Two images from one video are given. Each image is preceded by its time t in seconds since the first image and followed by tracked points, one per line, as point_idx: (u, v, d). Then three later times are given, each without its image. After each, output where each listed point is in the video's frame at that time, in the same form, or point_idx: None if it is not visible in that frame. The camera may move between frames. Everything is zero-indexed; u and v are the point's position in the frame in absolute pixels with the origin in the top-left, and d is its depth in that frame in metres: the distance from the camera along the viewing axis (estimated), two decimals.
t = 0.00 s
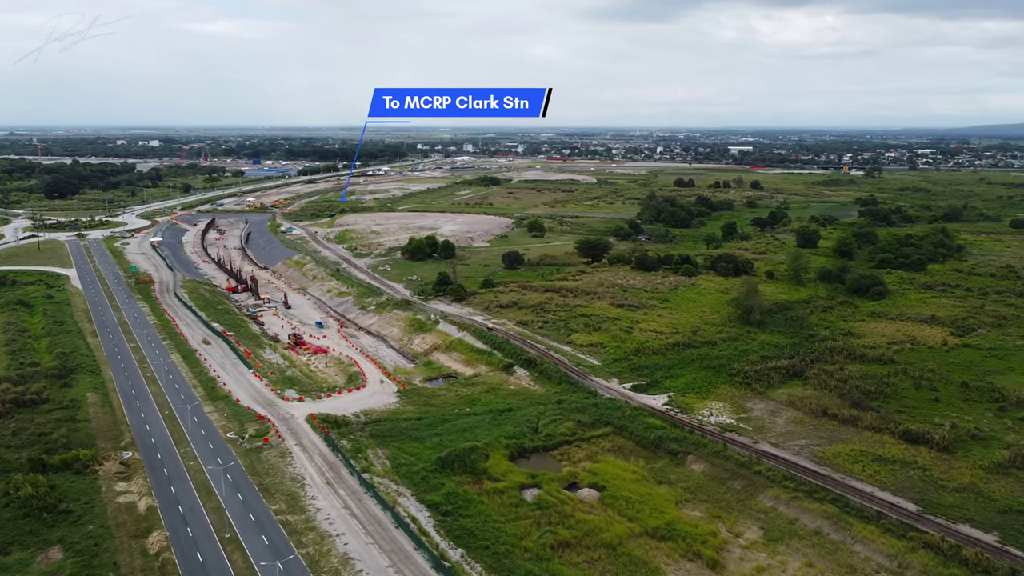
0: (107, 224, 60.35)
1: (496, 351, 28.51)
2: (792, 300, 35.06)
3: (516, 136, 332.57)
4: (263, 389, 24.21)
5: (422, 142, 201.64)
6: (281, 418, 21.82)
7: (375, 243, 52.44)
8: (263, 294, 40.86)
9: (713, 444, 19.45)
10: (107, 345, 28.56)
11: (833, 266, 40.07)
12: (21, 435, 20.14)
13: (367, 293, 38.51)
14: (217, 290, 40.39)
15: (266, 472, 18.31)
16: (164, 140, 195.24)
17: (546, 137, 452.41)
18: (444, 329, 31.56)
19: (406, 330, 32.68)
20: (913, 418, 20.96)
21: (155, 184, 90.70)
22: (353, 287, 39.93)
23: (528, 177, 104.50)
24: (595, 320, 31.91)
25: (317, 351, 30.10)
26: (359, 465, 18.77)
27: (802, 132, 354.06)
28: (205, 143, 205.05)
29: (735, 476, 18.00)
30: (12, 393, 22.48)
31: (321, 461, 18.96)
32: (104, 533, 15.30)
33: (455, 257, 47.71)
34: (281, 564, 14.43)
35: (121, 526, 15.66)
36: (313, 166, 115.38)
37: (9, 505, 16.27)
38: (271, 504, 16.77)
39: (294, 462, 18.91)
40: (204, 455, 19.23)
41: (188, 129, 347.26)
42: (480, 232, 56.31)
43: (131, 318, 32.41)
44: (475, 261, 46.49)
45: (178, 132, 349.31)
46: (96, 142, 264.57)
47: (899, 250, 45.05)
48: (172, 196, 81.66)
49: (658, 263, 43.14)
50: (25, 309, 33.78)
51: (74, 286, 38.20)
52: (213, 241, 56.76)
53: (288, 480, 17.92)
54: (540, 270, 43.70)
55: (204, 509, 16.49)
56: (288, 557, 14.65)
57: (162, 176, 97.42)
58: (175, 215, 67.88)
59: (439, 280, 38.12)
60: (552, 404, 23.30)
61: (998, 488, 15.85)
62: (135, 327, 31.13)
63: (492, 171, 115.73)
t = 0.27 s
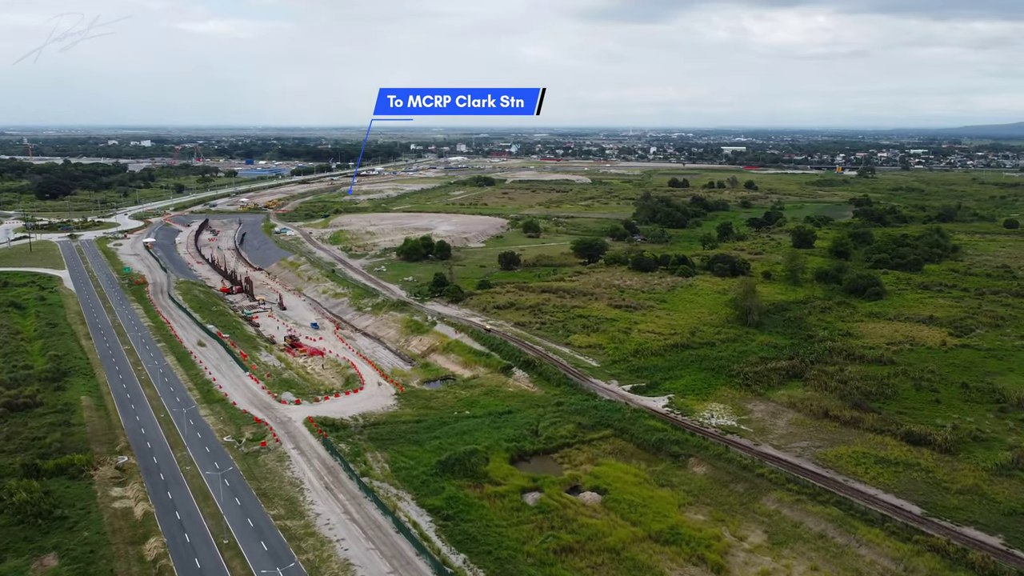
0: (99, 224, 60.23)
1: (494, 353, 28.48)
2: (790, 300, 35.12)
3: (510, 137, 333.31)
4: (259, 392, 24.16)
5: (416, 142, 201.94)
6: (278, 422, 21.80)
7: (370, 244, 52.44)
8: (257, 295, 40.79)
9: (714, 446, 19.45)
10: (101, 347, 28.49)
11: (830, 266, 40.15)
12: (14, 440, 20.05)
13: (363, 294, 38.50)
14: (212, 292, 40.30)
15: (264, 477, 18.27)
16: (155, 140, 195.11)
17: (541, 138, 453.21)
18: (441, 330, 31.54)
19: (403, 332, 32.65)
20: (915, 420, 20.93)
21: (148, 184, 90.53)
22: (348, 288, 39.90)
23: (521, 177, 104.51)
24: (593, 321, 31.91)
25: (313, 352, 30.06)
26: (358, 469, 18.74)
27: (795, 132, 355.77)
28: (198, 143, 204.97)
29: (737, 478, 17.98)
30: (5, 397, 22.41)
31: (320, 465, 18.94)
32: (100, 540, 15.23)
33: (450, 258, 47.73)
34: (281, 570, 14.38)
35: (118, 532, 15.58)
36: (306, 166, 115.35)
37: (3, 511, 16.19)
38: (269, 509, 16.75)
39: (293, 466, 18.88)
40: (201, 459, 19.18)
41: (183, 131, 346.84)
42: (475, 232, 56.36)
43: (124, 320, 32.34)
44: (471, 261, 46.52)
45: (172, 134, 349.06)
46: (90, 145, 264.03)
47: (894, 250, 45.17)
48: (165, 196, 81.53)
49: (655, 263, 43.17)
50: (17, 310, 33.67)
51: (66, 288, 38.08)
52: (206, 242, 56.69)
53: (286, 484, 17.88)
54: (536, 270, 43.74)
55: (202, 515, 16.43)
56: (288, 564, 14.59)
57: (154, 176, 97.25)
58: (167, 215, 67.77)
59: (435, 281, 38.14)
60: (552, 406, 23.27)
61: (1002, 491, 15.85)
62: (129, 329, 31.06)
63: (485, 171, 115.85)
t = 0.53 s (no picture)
0: (88, 225, 59.93)
1: (489, 355, 28.47)
2: (784, 301, 35.24)
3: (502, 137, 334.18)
4: (253, 396, 24.07)
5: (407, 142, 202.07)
6: (272, 425, 21.71)
7: (362, 245, 52.41)
8: (249, 296, 40.67)
9: (713, 448, 19.49)
10: (91, 350, 28.35)
11: (823, 266, 40.31)
12: (4, 445, 19.88)
13: (356, 295, 38.45)
14: (203, 293, 40.10)
15: (258, 482, 18.19)
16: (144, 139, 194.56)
17: (534, 140, 454.01)
18: (436, 332, 31.50)
19: (397, 333, 32.62)
20: (913, 421, 20.96)
21: (137, 184, 90.13)
22: (341, 290, 39.84)
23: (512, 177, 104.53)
24: (588, 322, 31.92)
25: (307, 355, 29.98)
26: (355, 473, 18.69)
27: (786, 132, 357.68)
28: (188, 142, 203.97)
29: (737, 481, 18.00)
30: None
31: (315, 469, 18.88)
32: (93, 547, 15.10)
33: (443, 258, 47.74)
34: None
35: (111, 539, 15.45)
36: (297, 167, 115.16)
37: None
38: (265, 514, 16.68)
39: (288, 471, 18.80)
40: (194, 464, 19.08)
41: (154, 120, 345.15)
42: (467, 232, 56.40)
43: (115, 322, 32.21)
44: (464, 262, 46.52)
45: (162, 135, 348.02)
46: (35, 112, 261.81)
47: (887, 250, 45.37)
48: (155, 197, 81.19)
49: (649, 264, 43.24)
50: (5, 313, 33.44)
51: (55, 290, 37.87)
52: (196, 243, 56.51)
53: (282, 489, 17.80)
54: (529, 271, 43.77)
55: (196, 521, 16.31)
56: (284, 570, 14.50)
57: (143, 176, 96.87)
58: (157, 216, 67.51)
59: (429, 282, 38.15)
60: (548, 408, 23.25)
61: (1002, 492, 15.90)
62: (119, 331, 30.93)
63: (477, 171, 115.86)
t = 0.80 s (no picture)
0: (66, 227, 59.07)
1: (476, 357, 28.37)
2: (770, 301, 35.46)
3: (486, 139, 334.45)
4: (237, 400, 23.78)
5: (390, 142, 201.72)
6: (258, 430, 21.46)
7: (346, 246, 52.12)
8: (232, 298, 40.24)
9: (703, 450, 19.52)
10: (70, 354, 27.89)
11: (808, 266, 40.62)
12: None
13: (340, 297, 38.20)
14: (185, 296, 39.60)
15: (245, 488, 17.95)
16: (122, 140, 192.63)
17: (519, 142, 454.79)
18: (422, 334, 31.36)
19: (382, 335, 32.42)
20: (901, 420, 21.10)
21: (116, 185, 89.00)
22: (325, 292, 39.55)
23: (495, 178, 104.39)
24: (575, 323, 31.90)
25: (292, 358, 29.69)
26: (343, 479, 18.51)
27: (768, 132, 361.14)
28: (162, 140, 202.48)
29: (728, 483, 18.02)
30: None
31: (302, 475, 18.67)
32: (75, 558, 14.80)
33: (427, 260, 47.60)
34: None
35: (94, 549, 15.15)
36: (279, 168, 114.39)
37: None
38: (252, 521, 16.45)
39: (275, 477, 18.58)
40: (179, 471, 18.79)
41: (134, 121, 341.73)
42: (451, 233, 56.29)
43: (95, 326, 31.71)
44: (449, 263, 46.40)
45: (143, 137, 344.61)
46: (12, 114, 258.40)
47: (870, 249, 45.81)
48: (134, 198, 80.20)
49: (634, 264, 43.36)
50: None
51: (33, 293, 37.24)
52: (177, 245, 55.86)
53: (269, 496, 17.58)
54: (515, 271, 43.74)
55: (181, 529, 16.05)
56: None
57: (122, 177, 95.68)
58: (137, 217, 66.69)
59: (414, 283, 37.97)
60: (537, 411, 23.18)
61: (991, 491, 16.03)
62: (100, 335, 30.45)
63: (461, 172, 115.76)
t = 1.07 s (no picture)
0: (21, 230, 57.06)
1: (448, 359, 28.08)
2: (738, 300, 35.86)
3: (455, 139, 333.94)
4: (204, 406, 23.13)
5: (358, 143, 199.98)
6: (226, 437, 20.87)
7: (314, 248, 51.34)
8: (197, 302, 39.27)
9: (679, 450, 19.57)
10: (28, 361, 26.85)
11: (775, 265, 41.21)
12: None
13: (308, 300, 37.55)
14: (147, 299, 38.46)
15: (213, 497, 17.42)
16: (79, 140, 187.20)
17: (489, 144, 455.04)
18: (393, 337, 30.94)
19: (352, 338, 31.93)
20: (871, 417, 21.39)
21: (74, 186, 86.35)
22: (293, 294, 38.84)
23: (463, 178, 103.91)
24: (547, 324, 31.81)
25: (260, 362, 29.04)
26: (315, 486, 18.10)
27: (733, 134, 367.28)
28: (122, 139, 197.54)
29: (704, 483, 18.05)
30: None
31: (273, 483, 18.19)
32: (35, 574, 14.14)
33: (396, 261, 47.12)
34: None
35: (55, 564, 14.50)
36: (244, 168, 112.38)
37: None
38: (221, 532, 15.93)
39: (245, 485, 18.07)
40: (144, 481, 18.16)
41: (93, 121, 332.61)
42: (420, 234, 55.88)
43: (54, 332, 30.61)
44: (418, 264, 46.01)
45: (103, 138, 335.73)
46: None
47: (834, 248, 46.68)
48: (93, 199, 77.89)
49: (604, 265, 43.50)
50: None
51: None
52: (139, 247, 54.38)
53: (239, 505, 17.08)
54: (485, 272, 43.55)
55: (148, 541, 15.48)
56: None
57: (80, 178, 92.90)
58: (96, 219, 64.77)
59: (383, 285, 37.49)
60: (511, 413, 22.99)
61: (961, 486, 16.31)
62: (59, 341, 29.40)
63: (431, 172, 115.07)
